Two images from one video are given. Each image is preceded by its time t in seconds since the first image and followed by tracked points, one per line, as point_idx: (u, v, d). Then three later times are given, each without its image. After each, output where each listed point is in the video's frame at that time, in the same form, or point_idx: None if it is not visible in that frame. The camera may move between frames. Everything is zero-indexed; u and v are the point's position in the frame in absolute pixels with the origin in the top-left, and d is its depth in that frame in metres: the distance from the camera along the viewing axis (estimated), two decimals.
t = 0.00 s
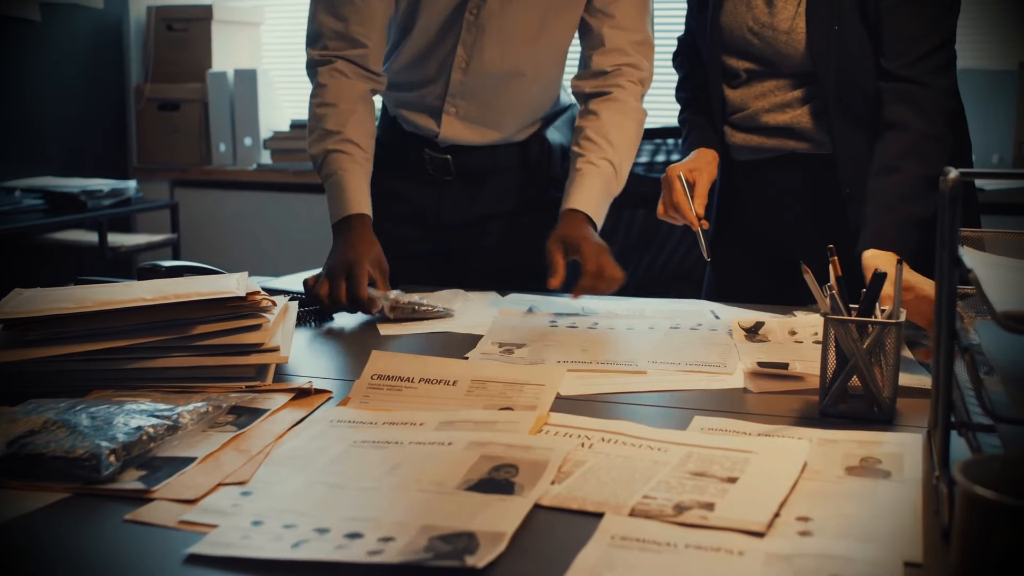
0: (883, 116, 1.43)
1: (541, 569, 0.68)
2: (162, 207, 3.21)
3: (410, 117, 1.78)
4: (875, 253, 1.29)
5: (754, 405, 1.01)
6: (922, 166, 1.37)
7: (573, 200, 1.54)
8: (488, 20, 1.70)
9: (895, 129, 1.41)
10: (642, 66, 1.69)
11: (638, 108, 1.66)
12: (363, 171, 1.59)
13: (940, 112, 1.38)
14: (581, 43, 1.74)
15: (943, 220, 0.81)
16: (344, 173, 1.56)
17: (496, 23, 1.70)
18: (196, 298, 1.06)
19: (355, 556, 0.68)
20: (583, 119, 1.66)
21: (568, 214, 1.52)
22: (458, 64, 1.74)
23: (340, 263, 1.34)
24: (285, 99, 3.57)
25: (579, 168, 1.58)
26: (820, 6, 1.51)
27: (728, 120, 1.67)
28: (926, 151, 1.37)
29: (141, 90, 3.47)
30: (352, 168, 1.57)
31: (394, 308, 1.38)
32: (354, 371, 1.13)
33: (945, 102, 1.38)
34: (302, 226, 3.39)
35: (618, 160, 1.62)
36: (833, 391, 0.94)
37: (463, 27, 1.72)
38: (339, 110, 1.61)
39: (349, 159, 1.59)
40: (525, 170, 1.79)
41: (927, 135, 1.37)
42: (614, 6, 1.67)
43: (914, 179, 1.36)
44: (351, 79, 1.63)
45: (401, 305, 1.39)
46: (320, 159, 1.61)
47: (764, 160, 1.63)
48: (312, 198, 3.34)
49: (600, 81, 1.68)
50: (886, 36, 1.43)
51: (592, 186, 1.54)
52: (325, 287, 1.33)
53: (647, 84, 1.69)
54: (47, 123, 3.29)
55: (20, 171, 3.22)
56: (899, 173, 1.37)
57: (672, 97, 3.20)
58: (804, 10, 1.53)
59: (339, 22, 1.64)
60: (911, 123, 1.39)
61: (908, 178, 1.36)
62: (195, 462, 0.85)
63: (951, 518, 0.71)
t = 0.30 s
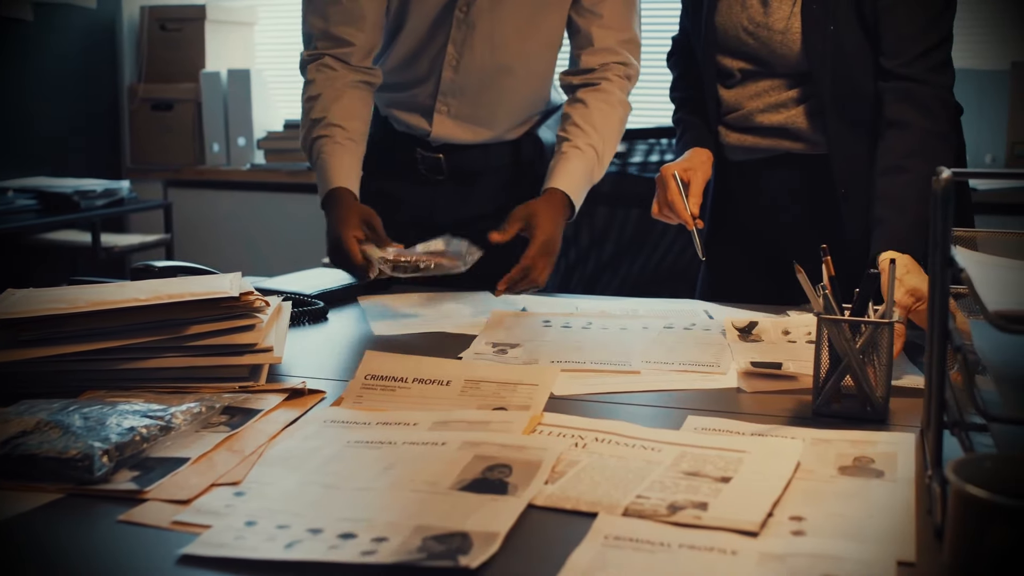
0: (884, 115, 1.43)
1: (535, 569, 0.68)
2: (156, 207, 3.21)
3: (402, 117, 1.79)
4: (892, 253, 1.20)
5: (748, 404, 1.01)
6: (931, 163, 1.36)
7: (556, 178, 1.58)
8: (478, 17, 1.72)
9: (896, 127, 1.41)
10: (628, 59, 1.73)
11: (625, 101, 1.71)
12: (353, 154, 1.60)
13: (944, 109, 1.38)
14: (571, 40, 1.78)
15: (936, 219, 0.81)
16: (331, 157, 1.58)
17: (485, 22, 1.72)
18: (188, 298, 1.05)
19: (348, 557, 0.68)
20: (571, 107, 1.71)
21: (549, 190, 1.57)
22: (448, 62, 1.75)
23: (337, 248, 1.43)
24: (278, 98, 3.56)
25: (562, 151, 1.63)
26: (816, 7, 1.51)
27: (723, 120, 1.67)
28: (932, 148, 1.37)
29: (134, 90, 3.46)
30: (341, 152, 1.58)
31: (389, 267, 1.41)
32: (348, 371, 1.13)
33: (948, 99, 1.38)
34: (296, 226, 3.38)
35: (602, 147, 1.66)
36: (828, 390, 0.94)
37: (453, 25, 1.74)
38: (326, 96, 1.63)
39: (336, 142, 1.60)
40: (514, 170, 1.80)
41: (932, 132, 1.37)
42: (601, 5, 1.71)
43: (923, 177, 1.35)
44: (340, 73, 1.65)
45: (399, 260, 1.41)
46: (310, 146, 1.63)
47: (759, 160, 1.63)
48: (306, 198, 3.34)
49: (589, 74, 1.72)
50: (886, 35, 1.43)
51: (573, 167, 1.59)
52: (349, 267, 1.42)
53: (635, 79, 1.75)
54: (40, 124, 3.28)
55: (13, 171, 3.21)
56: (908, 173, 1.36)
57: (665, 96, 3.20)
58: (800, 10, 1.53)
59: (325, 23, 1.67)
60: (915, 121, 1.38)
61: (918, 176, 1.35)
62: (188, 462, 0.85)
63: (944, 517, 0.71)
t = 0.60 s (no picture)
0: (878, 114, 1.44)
1: (527, 569, 0.68)
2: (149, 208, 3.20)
3: (390, 117, 1.80)
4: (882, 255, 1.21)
5: (741, 404, 1.01)
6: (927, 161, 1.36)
7: (545, 172, 1.61)
8: (465, 20, 1.72)
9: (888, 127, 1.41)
10: (611, 57, 1.75)
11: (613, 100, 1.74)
12: (370, 149, 1.60)
13: (938, 108, 1.39)
14: (557, 42, 1.80)
15: (929, 219, 0.82)
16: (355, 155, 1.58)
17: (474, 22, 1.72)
18: (180, 300, 1.05)
19: (341, 557, 0.68)
20: (561, 105, 1.73)
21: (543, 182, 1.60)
22: (436, 64, 1.75)
23: (383, 239, 1.46)
24: (271, 98, 3.56)
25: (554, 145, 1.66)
26: (810, 7, 1.51)
27: (716, 120, 1.67)
28: (926, 145, 1.37)
29: (127, 90, 3.45)
30: (361, 149, 1.59)
31: (436, 244, 1.38)
32: (341, 371, 1.13)
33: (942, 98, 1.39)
34: (290, 226, 3.38)
35: (593, 141, 1.69)
36: (819, 390, 0.95)
37: (440, 26, 1.73)
38: (335, 100, 1.63)
39: (354, 140, 1.60)
40: (501, 168, 1.79)
41: (927, 131, 1.37)
42: (587, 6, 1.73)
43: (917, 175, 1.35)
44: (347, 75, 1.65)
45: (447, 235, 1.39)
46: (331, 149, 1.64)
47: (753, 160, 1.63)
48: (300, 198, 3.33)
49: (577, 73, 1.75)
50: (880, 36, 1.44)
51: (565, 159, 1.62)
52: (404, 252, 1.44)
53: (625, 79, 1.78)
54: (32, 123, 3.27)
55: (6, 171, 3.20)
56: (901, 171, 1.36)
57: (658, 97, 3.21)
58: (793, 10, 1.53)
59: (324, 23, 1.66)
60: (908, 121, 1.39)
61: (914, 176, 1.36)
62: (180, 463, 0.85)
63: (936, 516, 0.72)
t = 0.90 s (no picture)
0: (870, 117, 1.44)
1: (520, 569, 0.68)
2: (142, 208, 3.20)
3: (382, 118, 1.80)
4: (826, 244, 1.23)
5: (734, 403, 1.01)
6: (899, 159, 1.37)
7: (557, 170, 1.61)
8: (457, 19, 1.72)
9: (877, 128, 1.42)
10: (608, 57, 1.75)
11: (611, 97, 1.74)
12: (372, 147, 1.59)
13: (926, 110, 1.39)
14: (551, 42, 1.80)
15: (921, 219, 0.82)
16: (358, 153, 1.58)
17: (465, 22, 1.72)
18: (172, 300, 1.05)
19: (334, 558, 0.68)
20: (562, 104, 1.73)
21: (555, 181, 1.59)
22: (427, 64, 1.75)
23: (383, 238, 1.45)
24: (263, 98, 3.55)
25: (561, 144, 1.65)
26: (803, 7, 1.51)
27: (710, 119, 1.67)
28: (904, 146, 1.38)
29: (119, 90, 3.44)
30: (362, 147, 1.58)
31: (450, 241, 1.40)
32: (334, 371, 1.13)
33: (931, 101, 1.39)
34: (282, 226, 3.38)
35: (599, 138, 1.69)
36: (811, 389, 0.95)
37: (432, 26, 1.73)
38: (334, 99, 1.62)
39: (352, 136, 1.60)
40: (493, 168, 1.81)
41: (907, 132, 1.38)
42: (583, 6, 1.73)
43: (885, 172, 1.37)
44: (341, 74, 1.65)
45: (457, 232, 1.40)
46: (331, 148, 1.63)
47: (746, 160, 1.63)
48: (293, 198, 3.33)
49: (574, 73, 1.75)
50: (870, 37, 1.44)
51: (574, 158, 1.61)
52: (406, 250, 1.43)
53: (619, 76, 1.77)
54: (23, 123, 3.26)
55: None
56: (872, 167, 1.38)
57: (650, 97, 3.21)
58: (788, 10, 1.53)
59: (319, 22, 1.66)
60: (894, 121, 1.40)
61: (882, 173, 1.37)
62: (173, 463, 0.85)
63: (928, 516, 0.72)
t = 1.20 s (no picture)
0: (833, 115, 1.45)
1: (514, 569, 0.68)
2: (136, 208, 3.19)
3: (377, 118, 1.80)
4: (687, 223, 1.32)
5: (728, 403, 1.01)
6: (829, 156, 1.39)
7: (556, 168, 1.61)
8: (452, 20, 1.72)
9: (834, 127, 1.44)
10: (602, 56, 1.75)
11: (608, 95, 1.74)
12: (368, 144, 1.60)
13: (879, 113, 1.39)
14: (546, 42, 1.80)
15: (915, 218, 0.82)
16: (353, 151, 1.58)
17: (460, 23, 1.72)
18: (167, 300, 1.05)
19: (328, 558, 0.67)
20: (558, 103, 1.73)
21: (554, 180, 1.58)
22: (423, 65, 1.75)
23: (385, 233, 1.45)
24: (257, 98, 3.55)
25: (558, 144, 1.66)
26: (796, 5, 1.51)
27: (705, 118, 1.67)
28: (843, 145, 1.40)
29: (113, 90, 3.44)
30: (358, 145, 1.59)
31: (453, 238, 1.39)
32: (328, 371, 1.13)
33: (886, 106, 1.39)
34: (277, 226, 3.38)
35: (596, 138, 1.69)
36: (806, 389, 0.95)
37: (427, 26, 1.73)
38: (329, 98, 1.63)
39: (344, 131, 1.60)
40: (489, 168, 1.82)
41: (849, 132, 1.39)
42: (578, 6, 1.73)
43: (811, 165, 1.40)
44: (335, 72, 1.65)
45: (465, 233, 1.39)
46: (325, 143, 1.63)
47: (741, 159, 1.63)
48: (288, 198, 3.33)
49: (570, 73, 1.75)
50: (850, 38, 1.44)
51: (573, 157, 1.61)
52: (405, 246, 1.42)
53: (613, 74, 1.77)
54: (17, 123, 3.25)
55: None
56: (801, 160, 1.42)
57: (644, 97, 3.22)
58: (782, 8, 1.53)
59: (313, 21, 1.66)
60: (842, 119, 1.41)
61: (809, 168, 1.40)
62: (167, 464, 0.84)
63: (922, 515, 0.72)
